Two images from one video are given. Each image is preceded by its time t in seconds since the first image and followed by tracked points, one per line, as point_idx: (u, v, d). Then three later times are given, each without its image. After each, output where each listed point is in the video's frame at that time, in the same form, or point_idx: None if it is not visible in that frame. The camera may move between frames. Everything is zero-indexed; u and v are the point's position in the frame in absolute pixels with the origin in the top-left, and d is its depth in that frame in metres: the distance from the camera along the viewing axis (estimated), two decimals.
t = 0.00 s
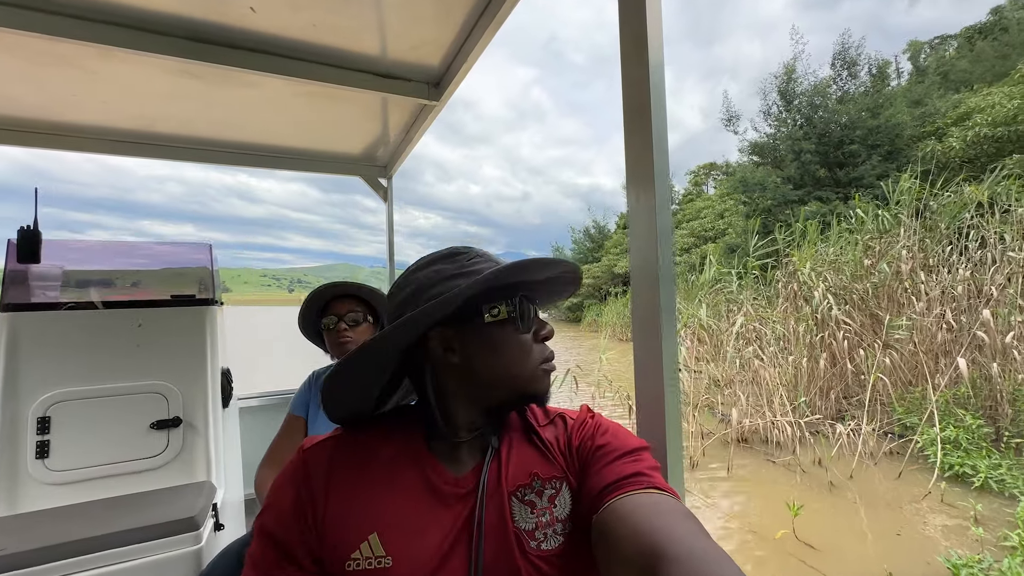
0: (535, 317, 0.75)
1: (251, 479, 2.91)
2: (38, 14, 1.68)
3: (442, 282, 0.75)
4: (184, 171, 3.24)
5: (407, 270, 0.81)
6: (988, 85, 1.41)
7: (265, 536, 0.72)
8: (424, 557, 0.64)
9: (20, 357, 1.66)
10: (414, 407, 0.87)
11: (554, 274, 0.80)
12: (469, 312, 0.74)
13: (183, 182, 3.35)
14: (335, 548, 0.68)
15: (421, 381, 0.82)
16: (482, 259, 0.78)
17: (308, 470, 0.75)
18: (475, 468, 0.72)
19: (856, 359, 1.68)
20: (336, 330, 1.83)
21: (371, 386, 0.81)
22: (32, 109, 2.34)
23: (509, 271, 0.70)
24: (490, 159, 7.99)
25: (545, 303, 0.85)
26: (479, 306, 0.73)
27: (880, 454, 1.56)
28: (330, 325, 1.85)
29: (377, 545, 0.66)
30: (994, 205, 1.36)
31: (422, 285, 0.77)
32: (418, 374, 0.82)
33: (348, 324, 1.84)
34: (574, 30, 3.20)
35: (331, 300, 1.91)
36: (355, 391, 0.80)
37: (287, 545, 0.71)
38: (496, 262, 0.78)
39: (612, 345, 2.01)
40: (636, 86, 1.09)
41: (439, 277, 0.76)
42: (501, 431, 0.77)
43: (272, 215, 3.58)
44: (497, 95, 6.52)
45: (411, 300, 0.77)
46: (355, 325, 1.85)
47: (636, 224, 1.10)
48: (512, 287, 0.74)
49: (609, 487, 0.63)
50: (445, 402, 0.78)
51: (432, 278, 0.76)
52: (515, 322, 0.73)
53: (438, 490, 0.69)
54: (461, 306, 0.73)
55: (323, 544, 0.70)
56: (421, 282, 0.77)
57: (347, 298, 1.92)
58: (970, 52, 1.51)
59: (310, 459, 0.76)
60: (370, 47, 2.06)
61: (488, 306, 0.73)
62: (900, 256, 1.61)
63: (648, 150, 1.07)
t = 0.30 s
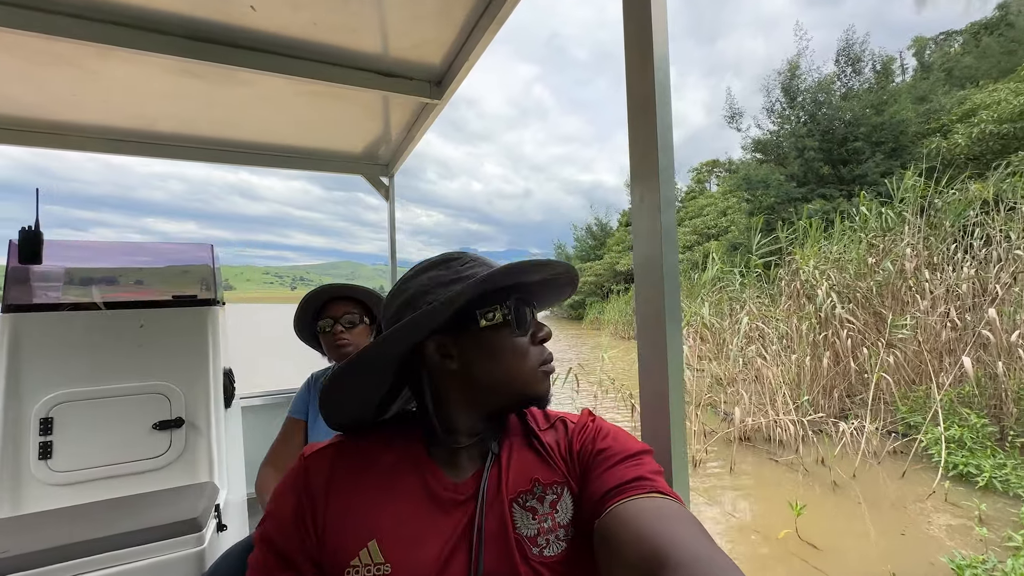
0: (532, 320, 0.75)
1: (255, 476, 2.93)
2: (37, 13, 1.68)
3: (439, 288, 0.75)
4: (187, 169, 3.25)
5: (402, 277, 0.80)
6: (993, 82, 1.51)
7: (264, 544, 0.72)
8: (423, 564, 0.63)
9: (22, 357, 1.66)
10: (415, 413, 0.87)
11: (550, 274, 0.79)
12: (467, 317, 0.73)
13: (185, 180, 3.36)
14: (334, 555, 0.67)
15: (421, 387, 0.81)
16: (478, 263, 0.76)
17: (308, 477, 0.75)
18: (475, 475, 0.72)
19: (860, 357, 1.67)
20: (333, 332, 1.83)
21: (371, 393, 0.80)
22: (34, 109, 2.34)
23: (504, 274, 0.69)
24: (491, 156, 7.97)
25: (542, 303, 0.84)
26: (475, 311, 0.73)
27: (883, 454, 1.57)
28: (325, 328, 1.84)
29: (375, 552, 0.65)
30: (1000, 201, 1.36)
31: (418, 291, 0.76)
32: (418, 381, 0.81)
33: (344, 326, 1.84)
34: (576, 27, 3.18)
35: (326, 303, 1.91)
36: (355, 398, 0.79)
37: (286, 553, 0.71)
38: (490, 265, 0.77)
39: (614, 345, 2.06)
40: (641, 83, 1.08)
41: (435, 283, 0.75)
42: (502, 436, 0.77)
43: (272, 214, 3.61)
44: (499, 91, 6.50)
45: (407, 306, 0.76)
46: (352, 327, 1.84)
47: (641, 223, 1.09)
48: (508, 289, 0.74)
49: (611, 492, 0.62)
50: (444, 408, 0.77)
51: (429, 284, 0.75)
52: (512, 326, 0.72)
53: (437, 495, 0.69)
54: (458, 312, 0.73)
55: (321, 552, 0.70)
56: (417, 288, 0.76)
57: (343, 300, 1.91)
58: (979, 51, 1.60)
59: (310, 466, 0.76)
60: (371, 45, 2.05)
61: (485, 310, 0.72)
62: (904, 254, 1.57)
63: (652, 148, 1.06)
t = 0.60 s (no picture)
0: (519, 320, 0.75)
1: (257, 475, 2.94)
2: (35, 13, 1.68)
3: (423, 290, 0.75)
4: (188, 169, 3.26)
5: (388, 280, 0.80)
6: (999, 77, 1.47)
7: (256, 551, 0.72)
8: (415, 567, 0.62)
9: (23, 357, 1.66)
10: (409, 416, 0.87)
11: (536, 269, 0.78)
12: (452, 317, 0.73)
13: (186, 180, 3.36)
14: (325, 560, 0.67)
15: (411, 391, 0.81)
16: (461, 263, 0.77)
17: (300, 482, 0.75)
18: (467, 477, 0.72)
19: (861, 355, 1.67)
20: (329, 332, 1.83)
21: (362, 397, 0.80)
22: (33, 109, 2.35)
23: (486, 273, 0.68)
24: (492, 155, 7.97)
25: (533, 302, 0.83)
26: (462, 311, 0.73)
27: (884, 453, 1.57)
28: (321, 328, 1.85)
29: (367, 556, 0.64)
30: (1003, 199, 1.34)
31: (404, 293, 0.76)
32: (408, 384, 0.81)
33: (341, 326, 1.84)
34: (577, 25, 3.18)
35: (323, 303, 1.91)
36: (346, 402, 0.79)
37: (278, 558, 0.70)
38: (474, 265, 0.77)
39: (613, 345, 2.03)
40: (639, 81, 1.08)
41: (420, 285, 0.76)
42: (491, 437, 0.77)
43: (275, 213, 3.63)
44: (500, 90, 6.49)
45: (394, 310, 0.76)
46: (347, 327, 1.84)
47: (641, 224, 1.09)
48: (494, 287, 0.73)
49: (605, 491, 0.62)
50: (435, 409, 0.78)
51: (413, 287, 0.76)
52: (498, 326, 0.72)
53: (429, 498, 0.69)
54: (444, 313, 0.73)
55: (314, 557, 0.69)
56: (402, 291, 0.76)
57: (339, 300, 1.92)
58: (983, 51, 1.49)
59: (303, 471, 0.76)
60: (370, 44, 2.05)
61: (469, 310, 0.72)
62: (906, 252, 1.54)
63: (651, 147, 1.06)
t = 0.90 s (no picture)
0: (507, 320, 0.75)
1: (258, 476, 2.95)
2: (32, 17, 1.68)
3: (410, 294, 0.76)
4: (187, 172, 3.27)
5: (375, 284, 0.81)
6: (996, 77, 1.40)
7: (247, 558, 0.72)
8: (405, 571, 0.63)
9: (23, 359, 1.67)
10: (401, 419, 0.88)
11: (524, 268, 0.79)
12: (440, 320, 0.74)
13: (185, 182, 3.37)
14: (316, 565, 0.68)
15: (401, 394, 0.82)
16: (447, 266, 0.77)
17: (289, 488, 0.76)
18: (457, 480, 0.72)
19: (861, 354, 1.67)
20: (330, 333, 1.85)
21: (352, 402, 0.81)
22: (32, 113, 2.36)
23: (471, 275, 0.70)
24: (493, 155, 7.99)
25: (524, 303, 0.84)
26: (449, 314, 0.73)
27: (884, 451, 1.58)
28: (321, 329, 1.87)
29: (358, 560, 0.65)
30: (1002, 197, 1.34)
31: (391, 297, 0.77)
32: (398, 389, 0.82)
33: (342, 327, 1.87)
34: (575, 26, 3.19)
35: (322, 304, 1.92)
36: (338, 406, 0.80)
37: (269, 565, 0.71)
38: (460, 267, 0.78)
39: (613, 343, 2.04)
40: (631, 83, 1.09)
41: (406, 289, 0.76)
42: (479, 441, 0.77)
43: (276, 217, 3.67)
44: (500, 91, 6.50)
45: (382, 314, 0.77)
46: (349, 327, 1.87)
47: (634, 223, 1.09)
48: (482, 289, 0.74)
49: (596, 490, 0.62)
50: (425, 412, 0.78)
51: (400, 291, 0.76)
52: (485, 328, 0.73)
53: (419, 501, 0.69)
54: (431, 316, 0.74)
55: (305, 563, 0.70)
56: (390, 294, 0.77)
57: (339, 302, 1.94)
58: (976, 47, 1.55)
59: (292, 477, 0.77)
60: (368, 47, 2.05)
61: (457, 313, 0.73)
62: (904, 252, 1.54)
63: (644, 147, 1.06)
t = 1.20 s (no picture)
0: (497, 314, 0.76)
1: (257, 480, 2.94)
2: (30, 23, 1.69)
3: (399, 293, 0.76)
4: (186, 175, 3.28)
5: (365, 286, 0.82)
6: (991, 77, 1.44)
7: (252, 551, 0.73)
8: (408, 566, 0.64)
9: (25, 362, 1.67)
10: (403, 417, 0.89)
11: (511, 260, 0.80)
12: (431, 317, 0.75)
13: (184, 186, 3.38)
14: (320, 558, 0.68)
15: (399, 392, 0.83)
16: (435, 264, 0.78)
17: (293, 484, 0.76)
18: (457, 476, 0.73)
19: (859, 353, 1.68)
20: (338, 333, 1.86)
21: (351, 402, 0.82)
22: (30, 118, 2.36)
23: (455, 272, 0.70)
24: (490, 158, 8.00)
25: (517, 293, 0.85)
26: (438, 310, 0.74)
27: (883, 449, 1.56)
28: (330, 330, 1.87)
29: (361, 554, 0.66)
30: (997, 197, 1.33)
31: (381, 297, 0.78)
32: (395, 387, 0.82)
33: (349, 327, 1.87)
34: (572, 28, 3.20)
35: (328, 305, 1.91)
36: (338, 407, 0.81)
37: (273, 559, 0.72)
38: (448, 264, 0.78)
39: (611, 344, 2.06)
40: (628, 85, 1.10)
41: (395, 288, 0.77)
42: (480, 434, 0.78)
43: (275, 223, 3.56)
44: (497, 94, 6.52)
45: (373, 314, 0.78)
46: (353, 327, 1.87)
47: (631, 222, 1.10)
48: (468, 286, 0.75)
49: (597, 483, 0.63)
50: (423, 410, 0.79)
51: (390, 291, 0.77)
52: (476, 323, 0.74)
53: (421, 497, 0.70)
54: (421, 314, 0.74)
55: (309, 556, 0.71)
56: (379, 296, 0.78)
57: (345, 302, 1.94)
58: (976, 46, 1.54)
59: (297, 472, 0.77)
60: (366, 51, 2.06)
61: (445, 312, 0.74)
62: (902, 250, 1.56)
63: (641, 148, 1.07)
